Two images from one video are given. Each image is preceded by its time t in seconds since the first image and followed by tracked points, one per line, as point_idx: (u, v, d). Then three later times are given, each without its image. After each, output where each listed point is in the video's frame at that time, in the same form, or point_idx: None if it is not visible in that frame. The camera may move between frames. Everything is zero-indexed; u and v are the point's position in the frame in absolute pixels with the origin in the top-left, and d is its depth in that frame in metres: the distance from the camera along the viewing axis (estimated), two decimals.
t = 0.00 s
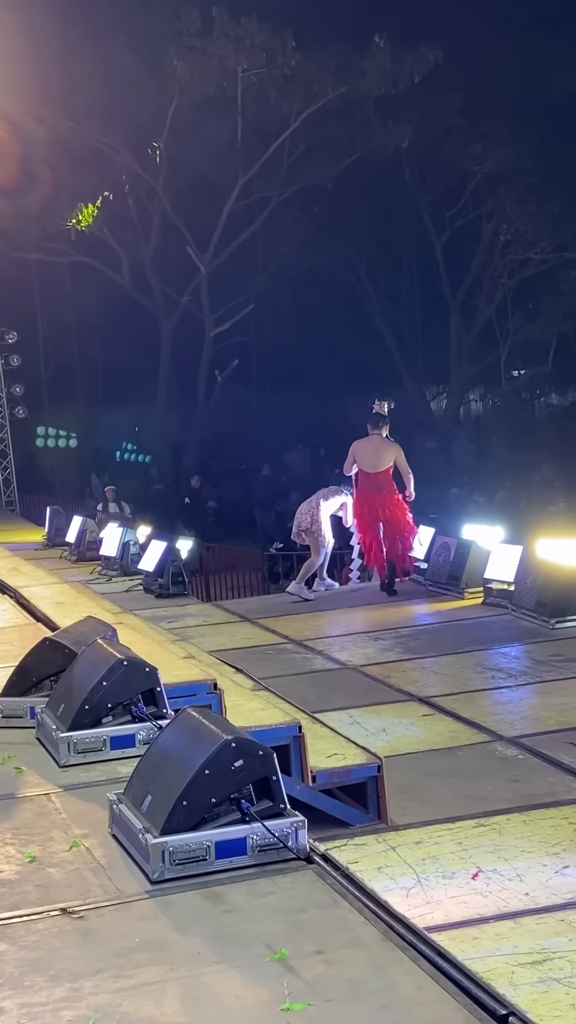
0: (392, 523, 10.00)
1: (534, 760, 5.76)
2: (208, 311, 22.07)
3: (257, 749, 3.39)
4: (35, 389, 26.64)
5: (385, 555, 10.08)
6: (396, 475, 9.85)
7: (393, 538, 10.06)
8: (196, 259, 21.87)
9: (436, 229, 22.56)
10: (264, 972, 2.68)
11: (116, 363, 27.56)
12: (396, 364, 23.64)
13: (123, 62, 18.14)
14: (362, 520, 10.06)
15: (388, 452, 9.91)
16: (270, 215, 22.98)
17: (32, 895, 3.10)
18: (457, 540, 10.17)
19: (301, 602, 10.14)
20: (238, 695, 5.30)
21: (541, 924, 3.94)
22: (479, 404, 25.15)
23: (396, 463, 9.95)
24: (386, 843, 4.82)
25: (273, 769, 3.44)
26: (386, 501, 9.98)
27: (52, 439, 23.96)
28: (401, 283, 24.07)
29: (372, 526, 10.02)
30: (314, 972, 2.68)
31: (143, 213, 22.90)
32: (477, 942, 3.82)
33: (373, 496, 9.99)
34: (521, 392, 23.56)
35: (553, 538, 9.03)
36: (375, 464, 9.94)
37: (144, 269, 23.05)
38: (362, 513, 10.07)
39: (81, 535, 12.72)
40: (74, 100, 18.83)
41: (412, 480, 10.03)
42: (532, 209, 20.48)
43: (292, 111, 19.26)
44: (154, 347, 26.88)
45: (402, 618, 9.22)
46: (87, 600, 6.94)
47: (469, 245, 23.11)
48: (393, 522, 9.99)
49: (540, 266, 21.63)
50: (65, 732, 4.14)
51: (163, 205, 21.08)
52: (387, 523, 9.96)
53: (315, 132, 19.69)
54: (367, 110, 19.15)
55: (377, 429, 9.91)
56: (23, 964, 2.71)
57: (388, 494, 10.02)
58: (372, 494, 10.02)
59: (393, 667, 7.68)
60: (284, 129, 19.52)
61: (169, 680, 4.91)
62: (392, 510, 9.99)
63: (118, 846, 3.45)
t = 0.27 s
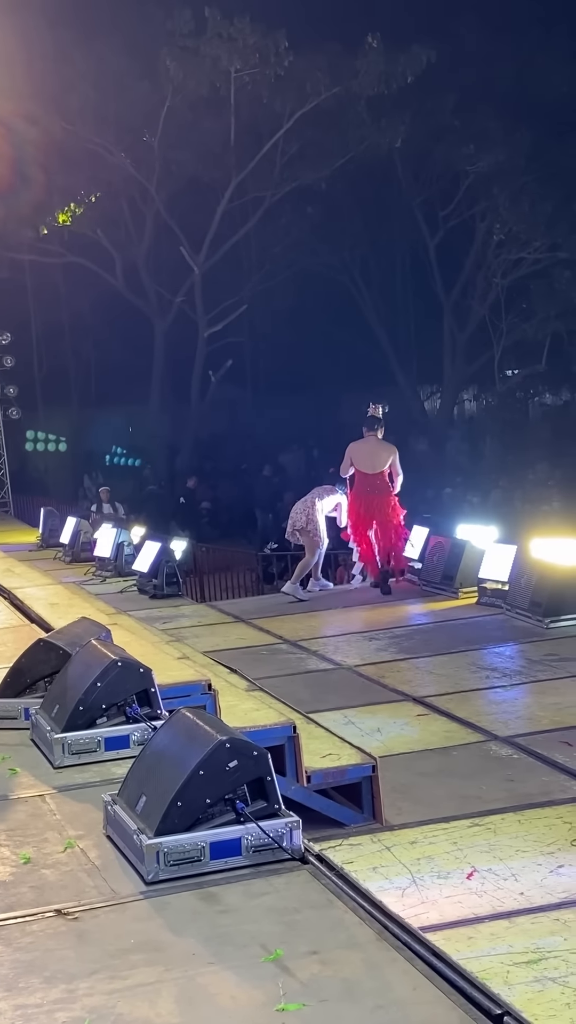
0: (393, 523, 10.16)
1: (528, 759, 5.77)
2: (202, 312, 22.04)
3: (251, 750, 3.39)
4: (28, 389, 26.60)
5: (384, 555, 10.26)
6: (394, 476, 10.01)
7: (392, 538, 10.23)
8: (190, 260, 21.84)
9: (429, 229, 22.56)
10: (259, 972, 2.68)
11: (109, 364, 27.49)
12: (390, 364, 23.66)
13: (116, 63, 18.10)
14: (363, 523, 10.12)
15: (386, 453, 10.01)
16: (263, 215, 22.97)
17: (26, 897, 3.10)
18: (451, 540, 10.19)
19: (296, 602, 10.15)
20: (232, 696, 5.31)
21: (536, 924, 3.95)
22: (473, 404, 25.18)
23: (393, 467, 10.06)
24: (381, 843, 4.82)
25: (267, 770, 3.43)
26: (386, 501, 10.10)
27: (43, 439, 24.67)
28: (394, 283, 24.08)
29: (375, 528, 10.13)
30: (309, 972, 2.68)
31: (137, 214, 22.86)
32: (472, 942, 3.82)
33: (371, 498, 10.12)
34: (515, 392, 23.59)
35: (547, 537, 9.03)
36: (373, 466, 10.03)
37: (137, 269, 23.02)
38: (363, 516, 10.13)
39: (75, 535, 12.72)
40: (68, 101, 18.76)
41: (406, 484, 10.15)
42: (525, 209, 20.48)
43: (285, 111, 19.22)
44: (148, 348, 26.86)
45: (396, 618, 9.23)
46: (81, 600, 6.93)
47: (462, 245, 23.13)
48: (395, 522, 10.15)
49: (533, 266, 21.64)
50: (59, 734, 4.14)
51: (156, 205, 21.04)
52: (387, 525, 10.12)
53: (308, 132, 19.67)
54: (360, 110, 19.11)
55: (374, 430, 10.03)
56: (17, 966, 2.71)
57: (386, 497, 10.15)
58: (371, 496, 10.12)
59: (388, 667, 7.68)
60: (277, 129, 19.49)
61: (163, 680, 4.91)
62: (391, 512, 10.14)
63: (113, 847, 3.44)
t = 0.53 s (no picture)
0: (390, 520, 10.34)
1: (525, 758, 5.79)
2: (197, 312, 22.02)
3: (248, 750, 3.40)
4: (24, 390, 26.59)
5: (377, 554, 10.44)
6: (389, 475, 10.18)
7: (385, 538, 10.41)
8: (185, 260, 21.81)
9: (424, 229, 22.56)
10: (257, 973, 2.68)
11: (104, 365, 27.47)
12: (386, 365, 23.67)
13: (111, 63, 18.08)
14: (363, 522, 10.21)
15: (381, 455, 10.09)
16: (258, 216, 22.97)
17: (24, 898, 3.10)
18: (447, 540, 10.20)
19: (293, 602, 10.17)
20: (229, 697, 5.31)
21: (533, 923, 3.95)
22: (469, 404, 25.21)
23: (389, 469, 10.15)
24: (378, 843, 4.82)
25: (264, 770, 3.44)
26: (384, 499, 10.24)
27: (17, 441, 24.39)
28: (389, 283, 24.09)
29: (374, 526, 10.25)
30: (307, 973, 2.68)
31: (132, 214, 22.84)
32: (470, 941, 3.83)
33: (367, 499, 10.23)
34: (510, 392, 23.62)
35: (543, 537, 9.03)
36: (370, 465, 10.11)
37: (132, 270, 23.00)
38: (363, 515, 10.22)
39: (71, 536, 12.72)
40: (62, 102, 18.71)
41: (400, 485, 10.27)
42: (520, 209, 20.49)
43: (280, 111, 19.19)
44: (143, 349, 26.87)
45: (391, 618, 9.24)
46: (77, 602, 6.93)
47: (457, 245, 23.15)
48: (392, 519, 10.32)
49: (528, 266, 21.67)
50: (56, 735, 4.13)
51: (150, 206, 21.02)
52: (381, 526, 10.27)
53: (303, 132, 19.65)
54: (355, 110, 19.08)
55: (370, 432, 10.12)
56: (15, 967, 2.71)
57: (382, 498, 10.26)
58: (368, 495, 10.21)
59: (384, 667, 7.69)
60: (272, 130, 19.47)
61: (160, 681, 4.91)
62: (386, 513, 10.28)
63: (110, 848, 3.44)
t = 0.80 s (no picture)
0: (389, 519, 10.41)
1: (522, 757, 5.80)
2: (194, 312, 21.99)
3: (246, 750, 3.40)
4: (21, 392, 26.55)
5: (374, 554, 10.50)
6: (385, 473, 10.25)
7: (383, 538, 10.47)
8: (181, 261, 21.78)
9: (420, 229, 22.57)
10: (255, 973, 2.68)
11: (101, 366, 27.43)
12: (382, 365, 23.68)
13: (107, 64, 18.03)
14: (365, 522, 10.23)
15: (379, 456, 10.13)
16: (254, 217, 22.96)
17: (22, 899, 3.10)
18: (445, 540, 10.20)
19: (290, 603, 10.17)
20: (226, 698, 5.31)
21: (531, 923, 3.96)
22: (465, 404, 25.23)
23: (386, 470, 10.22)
24: (376, 843, 4.82)
25: (262, 770, 3.44)
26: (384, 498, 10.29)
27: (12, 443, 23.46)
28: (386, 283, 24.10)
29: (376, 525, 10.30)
30: (305, 973, 2.68)
31: (128, 215, 22.81)
32: (469, 940, 3.83)
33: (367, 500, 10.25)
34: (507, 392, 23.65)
35: (539, 536, 9.06)
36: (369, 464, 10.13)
37: (129, 271, 22.96)
38: (365, 515, 10.23)
39: (68, 537, 12.72)
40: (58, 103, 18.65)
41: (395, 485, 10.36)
42: (516, 209, 20.49)
43: (276, 111, 19.14)
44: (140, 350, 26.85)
45: (389, 618, 9.25)
46: (74, 603, 6.93)
47: (454, 245, 23.16)
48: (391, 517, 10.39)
49: (524, 266, 21.68)
50: (54, 736, 4.13)
51: (146, 206, 20.98)
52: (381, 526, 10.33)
53: (299, 132, 19.61)
54: (351, 111, 19.06)
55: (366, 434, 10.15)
56: (14, 967, 2.71)
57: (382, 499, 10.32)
58: (368, 495, 10.22)
59: (381, 667, 7.69)
60: (268, 130, 19.43)
61: (158, 682, 4.92)
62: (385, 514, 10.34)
63: (108, 848, 3.44)
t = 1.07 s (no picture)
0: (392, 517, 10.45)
1: (521, 756, 5.80)
2: (191, 313, 21.96)
3: (243, 750, 3.40)
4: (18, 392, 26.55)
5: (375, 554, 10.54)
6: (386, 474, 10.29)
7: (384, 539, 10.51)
8: (179, 262, 21.75)
9: (417, 229, 22.57)
10: (254, 972, 2.69)
11: (98, 367, 27.42)
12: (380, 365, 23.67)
13: (103, 64, 18.00)
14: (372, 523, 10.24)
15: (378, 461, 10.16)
16: (251, 217, 22.95)
17: (20, 899, 3.10)
18: (442, 540, 10.21)
19: (288, 603, 10.17)
20: (225, 698, 5.31)
21: (530, 922, 3.96)
22: (463, 404, 25.25)
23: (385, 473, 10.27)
24: (375, 842, 4.82)
25: (260, 770, 3.44)
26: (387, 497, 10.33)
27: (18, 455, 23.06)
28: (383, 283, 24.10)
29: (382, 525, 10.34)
30: (303, 972, 2.68)
31: (125, 216, 22.79)
32: (467, 939, 3.83)
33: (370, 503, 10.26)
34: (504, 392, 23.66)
35: (536, 536, 9.09)
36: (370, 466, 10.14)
37: (126, 271, 22.94)
38: (371, 516, 10.24)
39: (66, 537, 12.71)
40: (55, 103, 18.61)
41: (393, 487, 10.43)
42: (513, 208, 20.50)
43: (273, 112, 19.12)
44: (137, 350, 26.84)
45: (386, 618, 9.24)
46: (72, 604, 6.94)
47: (451, 245, 23.16)
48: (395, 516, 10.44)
49: (521, 266, 21.69)
50: (52, 737, 4.13)
51: (143, 207, 20.95)
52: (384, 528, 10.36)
53: (296, 133, 19.63)
54: (347, 111, 19.06)
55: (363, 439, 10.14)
56: (12, 968, 2.71)
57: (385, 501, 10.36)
58: (372, 496, 10.23)
59: (379, 667, 7.69)
60: (264, 131, 19.43)
61: (155, 682, 4.92)
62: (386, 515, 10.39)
63: (106, 848, 3.45)
